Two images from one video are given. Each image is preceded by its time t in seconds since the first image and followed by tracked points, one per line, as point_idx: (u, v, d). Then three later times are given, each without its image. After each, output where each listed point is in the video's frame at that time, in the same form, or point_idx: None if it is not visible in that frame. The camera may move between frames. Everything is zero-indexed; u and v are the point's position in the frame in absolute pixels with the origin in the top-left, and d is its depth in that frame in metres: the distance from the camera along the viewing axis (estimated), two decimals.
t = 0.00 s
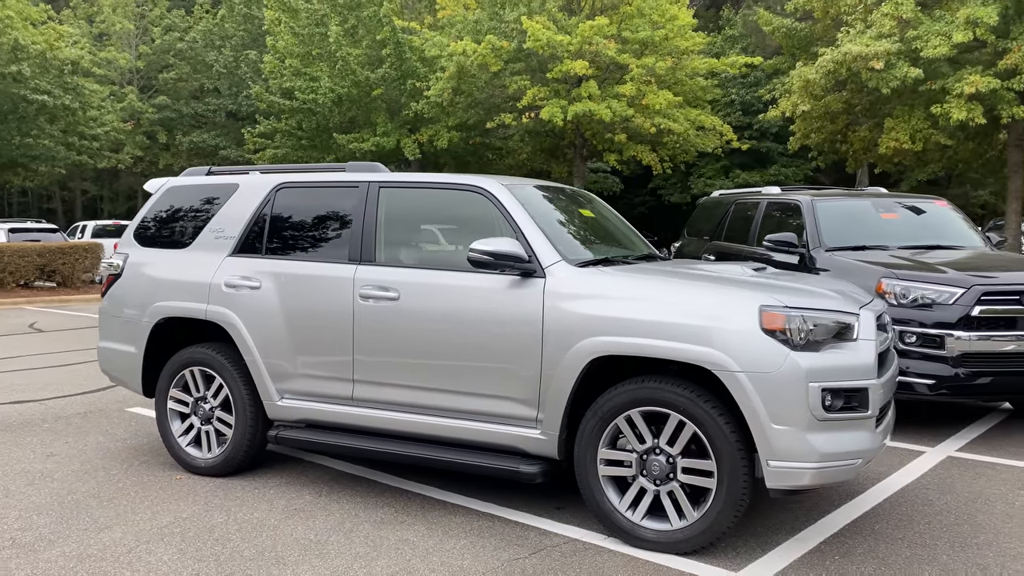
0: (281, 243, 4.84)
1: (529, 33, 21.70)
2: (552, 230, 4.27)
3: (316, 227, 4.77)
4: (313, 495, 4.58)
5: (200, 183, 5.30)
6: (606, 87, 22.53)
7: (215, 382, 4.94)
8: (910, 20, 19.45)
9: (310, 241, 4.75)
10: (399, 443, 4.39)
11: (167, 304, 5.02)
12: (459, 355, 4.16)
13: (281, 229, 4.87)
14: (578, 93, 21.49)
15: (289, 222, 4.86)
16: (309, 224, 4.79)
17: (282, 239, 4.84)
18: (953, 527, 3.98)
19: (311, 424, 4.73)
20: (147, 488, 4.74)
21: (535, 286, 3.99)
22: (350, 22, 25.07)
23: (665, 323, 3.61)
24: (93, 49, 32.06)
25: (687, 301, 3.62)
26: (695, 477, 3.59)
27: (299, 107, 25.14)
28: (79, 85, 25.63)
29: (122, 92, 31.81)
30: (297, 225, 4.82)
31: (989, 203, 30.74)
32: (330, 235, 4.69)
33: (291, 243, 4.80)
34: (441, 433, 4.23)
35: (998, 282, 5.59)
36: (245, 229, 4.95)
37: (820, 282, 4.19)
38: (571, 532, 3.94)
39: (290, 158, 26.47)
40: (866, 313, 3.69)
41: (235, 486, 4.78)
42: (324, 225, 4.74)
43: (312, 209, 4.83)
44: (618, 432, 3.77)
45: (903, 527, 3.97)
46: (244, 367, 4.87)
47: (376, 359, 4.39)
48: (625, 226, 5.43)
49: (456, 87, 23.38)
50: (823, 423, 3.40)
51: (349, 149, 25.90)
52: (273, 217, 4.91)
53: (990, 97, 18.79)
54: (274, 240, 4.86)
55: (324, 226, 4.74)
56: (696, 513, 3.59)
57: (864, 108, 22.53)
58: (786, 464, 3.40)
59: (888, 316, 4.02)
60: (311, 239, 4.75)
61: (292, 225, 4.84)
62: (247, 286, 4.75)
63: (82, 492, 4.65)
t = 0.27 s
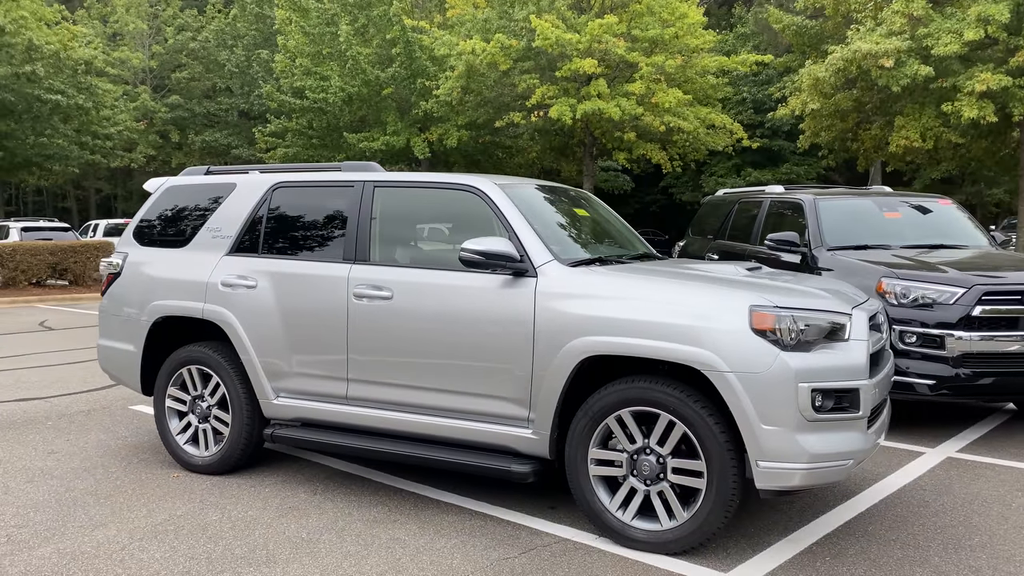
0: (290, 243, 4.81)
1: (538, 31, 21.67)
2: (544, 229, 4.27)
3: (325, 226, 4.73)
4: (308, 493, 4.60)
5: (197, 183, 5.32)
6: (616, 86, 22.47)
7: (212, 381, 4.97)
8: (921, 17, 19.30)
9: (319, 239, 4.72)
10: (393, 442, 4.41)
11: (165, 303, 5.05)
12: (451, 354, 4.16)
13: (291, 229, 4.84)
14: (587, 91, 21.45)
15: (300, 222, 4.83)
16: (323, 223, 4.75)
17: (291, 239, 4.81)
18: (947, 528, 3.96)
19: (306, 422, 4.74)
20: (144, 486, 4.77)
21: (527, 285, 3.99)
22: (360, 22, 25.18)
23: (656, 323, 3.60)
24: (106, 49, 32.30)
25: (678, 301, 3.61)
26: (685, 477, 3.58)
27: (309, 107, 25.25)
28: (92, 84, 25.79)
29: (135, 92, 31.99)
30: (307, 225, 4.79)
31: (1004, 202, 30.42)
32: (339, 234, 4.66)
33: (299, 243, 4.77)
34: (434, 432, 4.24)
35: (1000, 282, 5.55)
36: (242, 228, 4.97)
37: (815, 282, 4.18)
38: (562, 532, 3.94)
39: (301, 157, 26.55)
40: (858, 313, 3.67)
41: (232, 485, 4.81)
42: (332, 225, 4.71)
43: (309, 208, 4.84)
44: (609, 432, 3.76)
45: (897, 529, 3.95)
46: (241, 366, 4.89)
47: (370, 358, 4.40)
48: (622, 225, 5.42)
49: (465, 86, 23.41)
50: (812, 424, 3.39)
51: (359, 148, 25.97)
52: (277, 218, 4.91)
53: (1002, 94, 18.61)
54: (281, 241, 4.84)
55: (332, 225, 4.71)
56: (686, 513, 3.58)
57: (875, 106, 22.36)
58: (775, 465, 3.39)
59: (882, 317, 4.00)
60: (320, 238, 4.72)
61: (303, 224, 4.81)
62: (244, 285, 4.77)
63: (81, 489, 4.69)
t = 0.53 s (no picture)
0: (299, 242, 4.76)
1: (549, 30, 21.62)
2: (542, 228, 4.23)
3: (335, 224, 4.67)
4: (305, 493, 4.59)
5: (196, 183, 5.32)
6: (628, 84, 22.40)
7: (211, 380, 4.96)
8: (935, 14, 19.08)
9: (327, 238, 4.67)
10: (391, 442, 4.38)
11: (165, 302, 5.05)
12: (448, 355, 4.13)
13: (303, 229, 4.77)
14: (598, 90, 21.37)
15: (310, 221, 4.77)
16: (332, 222, 4.69)
17: (302, 239, 4.75)
18: (951, 533, 3.89)
19: (305, 422, 4.73)
20: (143, 485, 4.77)
21: (523, 285, 3.95)
22: (373, 21, 25.23)
23: (652, 324, 3.56)
24: (122, 49, 32.54)
25: (675, 302, 3.56)
26: (681, 480, 3.53)
27: (322, 106, 25.34)
28: (107, 84, 25.95)
29: (150, 92, 32.16)
30: (317, 224, 4.74)
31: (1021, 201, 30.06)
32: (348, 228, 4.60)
33: (309, 242, 4.72)
34: (431, 433, 4.21)
35: (1009, 282, 5.45)
36: (242, 227, 4.96)
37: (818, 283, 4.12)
38: (558, 534, 3.90)
39: (313, 156, 26.62)
40: (859, 314, 3.60)
41: (230, 484, 4.80)
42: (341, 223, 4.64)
43: (308, 207, 4.82)
44: (605, 434, 3.72)
45: (899, 534, 3.89)
46: (239, 365, 4.88)
47: (367, 358, 4.38)
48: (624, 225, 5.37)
49: (477, 84, 23.41)
50: (811, 427, 3.33)
51: (371, 147, 26.02)
52: (283, 216, 4.87)
53: (1018, 92, 18.38)
54: (292, 241, 4.78)
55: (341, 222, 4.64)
56: (683, 516, 3.53)
57: (889, 105, 22.16)
58: (772, 468, 3.33)
59: (885, 318, 3.93)
60: (327, 237, 4.67)
61: (312, 223, 4.75)
62: (242, 284, 4.76)
63: (80, 488, 4.70)
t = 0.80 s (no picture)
0: (296, 244, 4.73)
1: (561, 29, 21.53)
2: (540, 228, 4.18)
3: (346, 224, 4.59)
4: (303, 497, 4.56)
5: (197, 184, 5.31)
6: (640, 84, 22.29)
7: (211, 382, 4.94)
8: (951, 12, 18.85)
9: (326, 239, 4.63)
10: (389, 445, 4.34)
11: (166, 303, 5.04)
12: (445, 358, 4.09)
13: (302, 230, 4.73)
14: (610, 89, 21.27)
15: (309, 221, 4.73)
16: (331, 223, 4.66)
17: (301, 239, 4.72)
18: (958, 542, 3.81)
19: (304, 425, 4.70)
20: (143, 487, 4.75)
21: (522, 287, 3.90)
22: (385, 21, 25.26)
23: (652, 328, 3.49)
24: (137, 50, 32.77)
25: (674, 305, 3.50)
26: (680, 486, 3.46)
27: (335, 106, 25.42)
28: (122, 85, 26.10)
29: (165, 92, 32.35)
30: (315, 225, 4.70)
31: None
32: (367, 227, 4.52)
33: (306, 244, 4.69)
34: (428, 436, 4.17)
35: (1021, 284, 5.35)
36: (241, 228, 4.94)
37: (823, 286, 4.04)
38: (556, 541, 3.84)
39: (326, 156, 26.67)
40: (862, 318, 3.53)
41: (229, 486, 4.77)
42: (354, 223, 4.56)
43: (306, 208, 4.79)
44: (604, 439, 3.67)
45: (904, 541, 3.81)
46: (239, 367, 4.85)
47: (365, 360, 4.34)
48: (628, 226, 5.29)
49: (489, 84, 23.41)
50: (812, 433, 3.26)
51: (383, 148, 26.05)
52: (296, 217, 4.79)
53: None
54: (303, 243, 4.70)
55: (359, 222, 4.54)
56: (682, 523, 3.47)
57: (905, 104, 21.92)
58: (772, 475, 3.26)
59: (891, 321, 3.85)
60: (324, 238, 4.64)
61: (310, 224, 4.72)
62: (241, 286, 4.74)
63: (79, 490, 4.69)
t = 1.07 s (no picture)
0: (295, 244, 4.71)
1: (575, 29, 21.44)
2: (538, 229, 4.13)
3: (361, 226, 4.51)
4: (302, 498, 4.53)
5: (198, 184, 5.29)
6: (654, 84, 22.18)
7: (211, 382, 4.93)
8: (970, 10, 18.57)
9: (325, 239, 4.60)
10: (386, 447, 4.31)
11: (166, 304, 5.03)
12: (442, 360, 4.05)
13: (301, 230, 4.71)
14: (624, 89, 21.14)
15: (308, 220, 4.71)
16: (329, 223, 4.63)
17: (300, 240, 4.69)
18: (963, 550, 3.73)
19: (302, 426, 4.67)
20: (142, 488, 4.75)
21: (518, 288, 3.85)
22: (399, 22, 25.25)
23: (649, 330, 3.43)
24: (154, 51, 32.99)
25: (672, 308, 3.44)
26: (678, 491, 3.40)
27: (349, 107, 25.47)
28: (139, 86, 26.28)
29: (181, 94, 32.51)
30: (314, 225, 4.68)
31: None
32: (377, 233, 4.45)
33: (305, 244, 4.66)
34: (425, 439, 4.13)
35: None
36: (241, 229, 4.93)
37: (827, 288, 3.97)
38: (553, 545, 3.79)
39: (340, 157, 26.71)
40: (865, 320, 3.45)
41: (228, 487, 4.75)
42: (368, 226, 4.49)
43: (305, 208, 4.76)
44: (601, 443, 3.61)
45: (908, 549, 3.74)
46: (238, 368, 4.84)
47: (362, 362, 4.31)
48: (630, 227, 5.22)
49: (502, 84, 23.38)
50: (811, 438, 3.19)
51: (397, 148, 26.07)
52: (296, 217, 4.76)
53: None
54: (303, 243, 4.68)
55: (375, 225, 4.48)
56: (679, 529, 3.40)
57: (923, 104, 21.63)
58: (771, 481, 3.20)
59: (895, 323, 3.77)
60: (323, 239, 4.61)
61: (310, 224, 4.70)
62: (240, 286, 4.72)
63: (79, 490, 4.69)
